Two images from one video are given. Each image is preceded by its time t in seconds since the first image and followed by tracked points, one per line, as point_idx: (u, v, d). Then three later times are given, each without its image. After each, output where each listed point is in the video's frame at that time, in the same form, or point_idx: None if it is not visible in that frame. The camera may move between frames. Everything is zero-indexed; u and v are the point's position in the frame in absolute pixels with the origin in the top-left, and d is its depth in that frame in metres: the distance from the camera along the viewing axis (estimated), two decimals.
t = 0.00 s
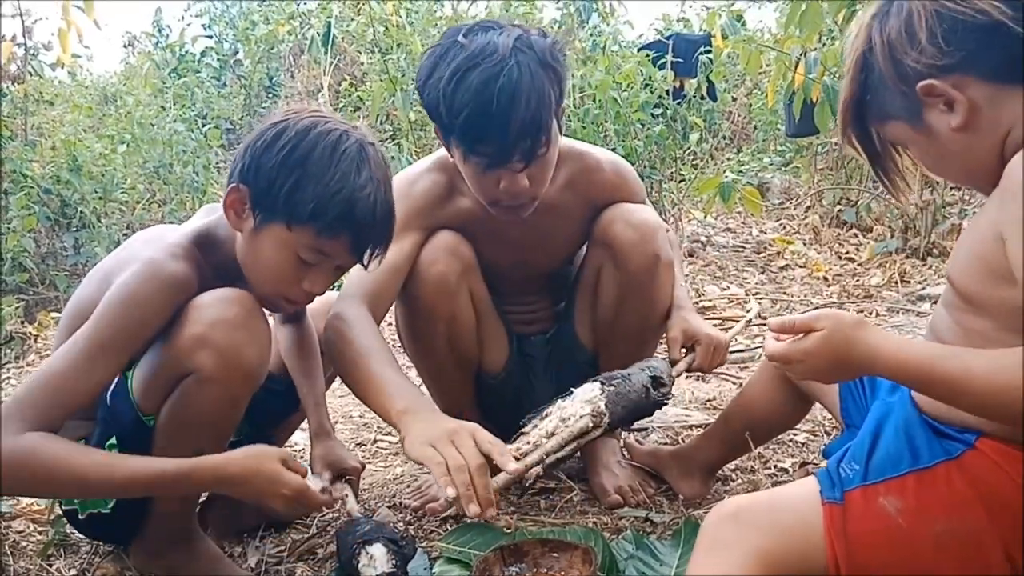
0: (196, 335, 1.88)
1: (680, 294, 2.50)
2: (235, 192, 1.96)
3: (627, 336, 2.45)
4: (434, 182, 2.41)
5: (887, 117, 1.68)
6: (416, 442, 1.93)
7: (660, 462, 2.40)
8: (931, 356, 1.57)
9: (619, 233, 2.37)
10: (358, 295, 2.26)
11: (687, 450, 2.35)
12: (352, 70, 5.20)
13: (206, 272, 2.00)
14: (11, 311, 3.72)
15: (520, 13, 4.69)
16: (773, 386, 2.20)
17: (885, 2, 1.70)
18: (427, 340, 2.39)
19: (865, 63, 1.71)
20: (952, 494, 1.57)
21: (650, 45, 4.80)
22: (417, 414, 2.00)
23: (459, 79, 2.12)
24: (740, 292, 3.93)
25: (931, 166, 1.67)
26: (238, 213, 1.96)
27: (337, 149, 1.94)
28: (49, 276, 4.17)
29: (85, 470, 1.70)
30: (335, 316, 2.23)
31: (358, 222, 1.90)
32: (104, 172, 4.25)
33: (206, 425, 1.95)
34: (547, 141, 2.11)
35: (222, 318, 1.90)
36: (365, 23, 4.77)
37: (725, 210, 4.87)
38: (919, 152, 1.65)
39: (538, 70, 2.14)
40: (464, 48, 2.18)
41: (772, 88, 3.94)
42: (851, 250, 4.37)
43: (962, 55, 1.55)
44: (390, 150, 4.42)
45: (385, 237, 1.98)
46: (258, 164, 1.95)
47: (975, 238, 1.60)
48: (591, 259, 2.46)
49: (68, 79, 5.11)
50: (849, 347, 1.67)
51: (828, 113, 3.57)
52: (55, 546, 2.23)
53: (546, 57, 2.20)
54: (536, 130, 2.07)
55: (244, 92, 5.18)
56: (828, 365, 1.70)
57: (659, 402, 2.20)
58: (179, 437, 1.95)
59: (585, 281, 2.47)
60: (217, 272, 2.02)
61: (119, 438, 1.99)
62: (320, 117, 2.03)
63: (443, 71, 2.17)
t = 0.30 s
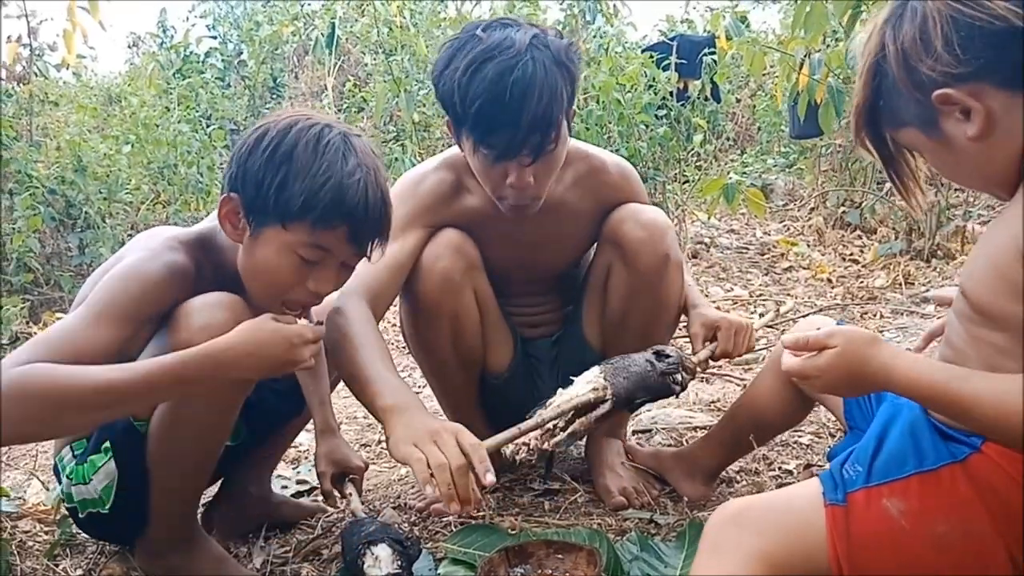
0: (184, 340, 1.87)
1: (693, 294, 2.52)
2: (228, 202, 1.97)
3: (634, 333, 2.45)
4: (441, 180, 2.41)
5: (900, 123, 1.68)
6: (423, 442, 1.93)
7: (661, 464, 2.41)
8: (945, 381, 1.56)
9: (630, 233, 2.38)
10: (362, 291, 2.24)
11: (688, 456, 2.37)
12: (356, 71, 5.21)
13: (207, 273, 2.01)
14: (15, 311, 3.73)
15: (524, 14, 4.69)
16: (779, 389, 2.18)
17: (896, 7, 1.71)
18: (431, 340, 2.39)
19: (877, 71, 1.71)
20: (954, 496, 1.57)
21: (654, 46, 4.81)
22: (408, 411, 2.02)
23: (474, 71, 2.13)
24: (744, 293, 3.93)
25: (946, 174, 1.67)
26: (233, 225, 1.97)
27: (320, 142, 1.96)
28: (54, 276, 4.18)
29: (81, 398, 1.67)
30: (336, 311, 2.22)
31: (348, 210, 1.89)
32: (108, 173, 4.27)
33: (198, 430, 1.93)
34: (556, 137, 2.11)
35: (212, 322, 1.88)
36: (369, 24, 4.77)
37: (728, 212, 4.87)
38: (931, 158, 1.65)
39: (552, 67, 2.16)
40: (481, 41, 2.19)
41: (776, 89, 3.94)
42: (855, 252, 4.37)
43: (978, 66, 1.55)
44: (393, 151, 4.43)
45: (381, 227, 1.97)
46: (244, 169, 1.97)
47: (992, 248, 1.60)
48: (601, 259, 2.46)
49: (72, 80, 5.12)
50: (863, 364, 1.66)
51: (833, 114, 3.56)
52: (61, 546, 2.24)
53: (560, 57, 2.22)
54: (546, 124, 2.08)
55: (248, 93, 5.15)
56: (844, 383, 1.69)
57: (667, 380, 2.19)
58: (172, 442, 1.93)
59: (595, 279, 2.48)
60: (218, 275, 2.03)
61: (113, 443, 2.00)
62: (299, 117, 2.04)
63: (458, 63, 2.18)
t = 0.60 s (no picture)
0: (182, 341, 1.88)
1: (715, 285, 2.50)
2: (222, 211, 1.97)
3: (636, 330, 2.45)
4: (450, 178, 2.42)
5: (909, 125, 1.69)
6: (428, 440, 1.94)
7: (666, 463, 2.41)
8: (945, 388, 1.57)
9: (630, 231, 2.39)
10: (361, 288, 2.25)
11: (693, 456, 2.37)
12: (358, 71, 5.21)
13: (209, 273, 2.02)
14: (18, 310, 3.74)
15: (526, 13, 4.69)
16: (785, 388, 2.19)
17: (905, 6, 1.70)
18: (436, 338, 2.40)
19: (887, 71, 1.72)
20: (963, 500, 1.58)
21: (656, 45, 4.81)
22: (415, 410, 2.03)
23: (504, 74, 2.13)
24: (746, 293, 3.94)
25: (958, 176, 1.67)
26: (231, 233, 1.97)
27: (310, 144, 1.95)
28: (57, 275, 4.19)
29: (82, 412, 1.70)
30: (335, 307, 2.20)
31: (344, 211, 1.89)
32: (111, 172, 4.28)
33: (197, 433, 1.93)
34: (584, 140, 2.14)
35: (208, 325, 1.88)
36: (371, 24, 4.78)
37: (731, 211, 4.87)
38: (941, 160, 1.66)
39: (579, 71, 2.17)
40: (507, 42, 2.19)
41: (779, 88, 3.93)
42: (858, 252, 4.37)
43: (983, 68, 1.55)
44: (396, 150, 4.43)
45: (377, 228, 1.97)
46: (235, 178, 1.96)
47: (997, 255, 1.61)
48: (602, 259, 2.48)
49: (75, 79, 5.13)
50: (873, 364, 1.67)
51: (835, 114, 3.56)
52: (65, 545, 2.24)
53: (585, 58, 2.22)
54: (576, 128, 2.10)
55: (250, 92, 5.01)
56: (855, 381, 1.70)
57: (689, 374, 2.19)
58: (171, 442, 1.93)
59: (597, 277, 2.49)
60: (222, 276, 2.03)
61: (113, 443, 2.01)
62: (285, 118, 2.03)
63: (485, 66, 2.18)
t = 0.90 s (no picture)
0: (193, 343, 1.90)
1: (724, 280, 2.50)
2: (232, 211, 1.97)
3: (638, 329, 2.45)
4: (455, 178, 2.42)
5: (908, 133, 1.67)
6: (433, 438, 1.95)
7: (669, 462, 2.42)
8: (964, 394, 1.57)
9: (632, 230, 2.39)
10: (361, 288, 2.28)
11: (696, 455, 2.37)
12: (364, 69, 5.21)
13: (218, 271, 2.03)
14: (25, 307, 3.75)
15: (532, 12, 4.69)
16: (786, 389, 2.17)
17: (900, 16, 1.70)
18: (440, 337, 2.40)
19: (883, 79, 1.70)
20: (968, 501, 1.57)
21: (662, 44, 4.80)
22: (420, 409, 2.02)
23: (521, 79, 2.13)
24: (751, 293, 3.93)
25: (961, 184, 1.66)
26: (240, 232, 1.98)
27: (325, 152, 1.94)
28: (63, 273, 4.19)
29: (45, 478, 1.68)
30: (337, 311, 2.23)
31: (355, 224, 1.89)
32: (117, 170, 4.29)
33: (210, 430, 1.97)
34: (598, 147, 2.15)
35: (217, 327, 1.90)
36: (377, 22, 4.79)
37: (736, 210, 4.87)
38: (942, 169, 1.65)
39: (595, 77, 2.16)
40: (524, 46, 2.19)
41: (785, 87, 3.93)
42: (863, 251, 4.37)
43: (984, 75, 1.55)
44: (401, 149, 4.43)
45: (385, 238, 1.97)
46: (249, 180, 1.96)
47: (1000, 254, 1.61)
48: (604, 258, 2.48)
49: (81, 77, 5.14)
50: (891, 376, 1.66)
51: (841, 113, 3.55)
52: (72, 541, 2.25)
53: (600, 64, 2.22)
54: (592, 136, 2.10)
55: (255, 90, 5.06)
56: (872, 391, 1.69)
57: (693, 373, 2.16)
58: (185, 439, 1.97)
59: (599, 275, 2.50)
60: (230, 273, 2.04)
61: (124, 441, 2.04)
62: (303, 121, 2.02)
63: (503, 69, 2.17)
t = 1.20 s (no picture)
0: (197, 349, 1.90)
1: (723, 276, 2.48)
2: (230, 215, 1.97)
3: (637, 328, 2.46)
4: (450, 178, 2.42)
5: (907, 134, 1.68)
6: (423, 447, 1.92)
7: (668, 461, 2.41)
8: (978, 396, 1.56)
9: (631, 228, 2.38)
10: (358, 289, 2.27)
11: (693, 452, 2.37)
12: (365, 66, 5.21)
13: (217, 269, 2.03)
14: (25, 303, 3.77)
15: (533, 10, 4.69)
16: (784, 389, 2.17)
17: (900, 16, 1.69)
18: (439, 336, 2.39)
19: (881, 80, 1.70)
20: (973, 503, 1.57)
21: (663, 42, 4.80)
22: (412, 416, 2.02)
23: (505, 91, 2.12)
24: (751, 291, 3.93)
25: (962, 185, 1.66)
26: (238, 235, 1.98)
27: (325, 161, 1.92)
28: (63, 269, 4.21)
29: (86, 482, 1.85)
30: (335, 313, 2.23)
31: (355, 235, 1.89)
32: (118, 167, 4.31)
33: (214, 434, 1.98)
34: (584, 155, 2.14)
35: (220, 332, 1.90)
36: (378, 20, 4.80)
37: (737, 208, 4.87)
38: (943, 170, 1.65)
39: (580, 85, 2.15)
40: (508, 56, 2.18)
41: (787, 86, 3.93)
42: (863, 249, 4.37)
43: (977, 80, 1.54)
44: (402, 146, 4.44)
45: (386, 245, 1.97)
46: (247, 186, 1.94)
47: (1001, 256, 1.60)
48: (602, 257, 2.47)
49: (82, 74, 5.15)
50: (902, 374, 1.65)
51: (842, 111, 3.55)
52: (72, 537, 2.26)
53: (587, 71, 2.21)
54: (577, 146, 2.10)
55: (256, 87, 5.08)
56: (887, 385, 1.67)
57: (688, 372, 2.18)
58: (189, 441, 1.97)
59: (597, 274, 2.49)
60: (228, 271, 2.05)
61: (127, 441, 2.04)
62: (304, 125, 2.00)
63: (488, 80, 2.17)
